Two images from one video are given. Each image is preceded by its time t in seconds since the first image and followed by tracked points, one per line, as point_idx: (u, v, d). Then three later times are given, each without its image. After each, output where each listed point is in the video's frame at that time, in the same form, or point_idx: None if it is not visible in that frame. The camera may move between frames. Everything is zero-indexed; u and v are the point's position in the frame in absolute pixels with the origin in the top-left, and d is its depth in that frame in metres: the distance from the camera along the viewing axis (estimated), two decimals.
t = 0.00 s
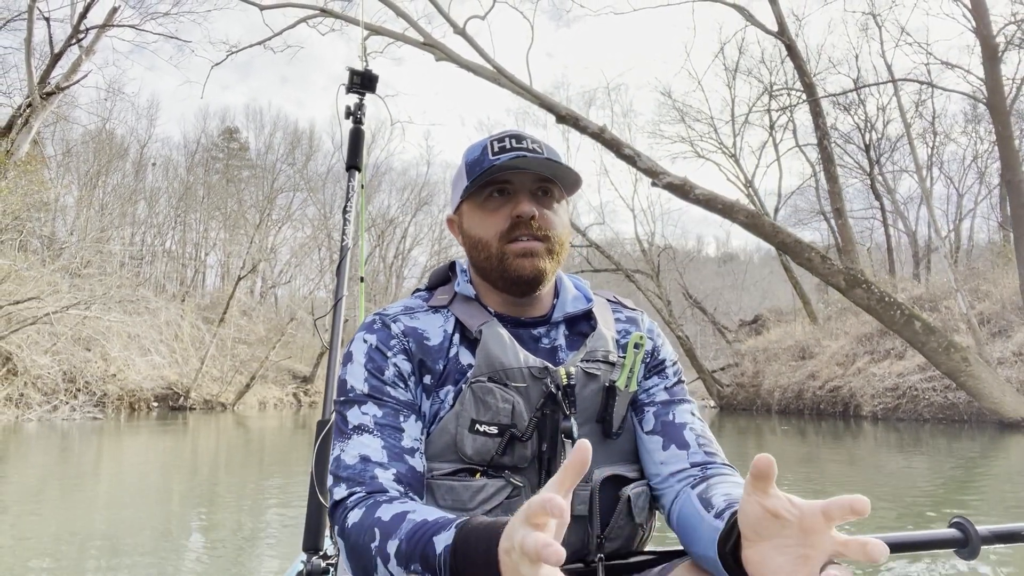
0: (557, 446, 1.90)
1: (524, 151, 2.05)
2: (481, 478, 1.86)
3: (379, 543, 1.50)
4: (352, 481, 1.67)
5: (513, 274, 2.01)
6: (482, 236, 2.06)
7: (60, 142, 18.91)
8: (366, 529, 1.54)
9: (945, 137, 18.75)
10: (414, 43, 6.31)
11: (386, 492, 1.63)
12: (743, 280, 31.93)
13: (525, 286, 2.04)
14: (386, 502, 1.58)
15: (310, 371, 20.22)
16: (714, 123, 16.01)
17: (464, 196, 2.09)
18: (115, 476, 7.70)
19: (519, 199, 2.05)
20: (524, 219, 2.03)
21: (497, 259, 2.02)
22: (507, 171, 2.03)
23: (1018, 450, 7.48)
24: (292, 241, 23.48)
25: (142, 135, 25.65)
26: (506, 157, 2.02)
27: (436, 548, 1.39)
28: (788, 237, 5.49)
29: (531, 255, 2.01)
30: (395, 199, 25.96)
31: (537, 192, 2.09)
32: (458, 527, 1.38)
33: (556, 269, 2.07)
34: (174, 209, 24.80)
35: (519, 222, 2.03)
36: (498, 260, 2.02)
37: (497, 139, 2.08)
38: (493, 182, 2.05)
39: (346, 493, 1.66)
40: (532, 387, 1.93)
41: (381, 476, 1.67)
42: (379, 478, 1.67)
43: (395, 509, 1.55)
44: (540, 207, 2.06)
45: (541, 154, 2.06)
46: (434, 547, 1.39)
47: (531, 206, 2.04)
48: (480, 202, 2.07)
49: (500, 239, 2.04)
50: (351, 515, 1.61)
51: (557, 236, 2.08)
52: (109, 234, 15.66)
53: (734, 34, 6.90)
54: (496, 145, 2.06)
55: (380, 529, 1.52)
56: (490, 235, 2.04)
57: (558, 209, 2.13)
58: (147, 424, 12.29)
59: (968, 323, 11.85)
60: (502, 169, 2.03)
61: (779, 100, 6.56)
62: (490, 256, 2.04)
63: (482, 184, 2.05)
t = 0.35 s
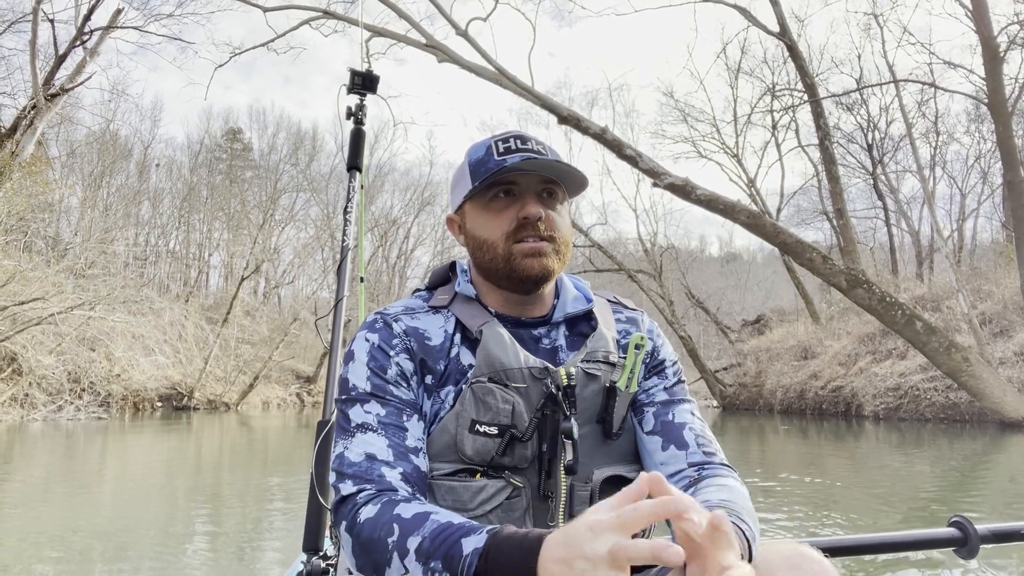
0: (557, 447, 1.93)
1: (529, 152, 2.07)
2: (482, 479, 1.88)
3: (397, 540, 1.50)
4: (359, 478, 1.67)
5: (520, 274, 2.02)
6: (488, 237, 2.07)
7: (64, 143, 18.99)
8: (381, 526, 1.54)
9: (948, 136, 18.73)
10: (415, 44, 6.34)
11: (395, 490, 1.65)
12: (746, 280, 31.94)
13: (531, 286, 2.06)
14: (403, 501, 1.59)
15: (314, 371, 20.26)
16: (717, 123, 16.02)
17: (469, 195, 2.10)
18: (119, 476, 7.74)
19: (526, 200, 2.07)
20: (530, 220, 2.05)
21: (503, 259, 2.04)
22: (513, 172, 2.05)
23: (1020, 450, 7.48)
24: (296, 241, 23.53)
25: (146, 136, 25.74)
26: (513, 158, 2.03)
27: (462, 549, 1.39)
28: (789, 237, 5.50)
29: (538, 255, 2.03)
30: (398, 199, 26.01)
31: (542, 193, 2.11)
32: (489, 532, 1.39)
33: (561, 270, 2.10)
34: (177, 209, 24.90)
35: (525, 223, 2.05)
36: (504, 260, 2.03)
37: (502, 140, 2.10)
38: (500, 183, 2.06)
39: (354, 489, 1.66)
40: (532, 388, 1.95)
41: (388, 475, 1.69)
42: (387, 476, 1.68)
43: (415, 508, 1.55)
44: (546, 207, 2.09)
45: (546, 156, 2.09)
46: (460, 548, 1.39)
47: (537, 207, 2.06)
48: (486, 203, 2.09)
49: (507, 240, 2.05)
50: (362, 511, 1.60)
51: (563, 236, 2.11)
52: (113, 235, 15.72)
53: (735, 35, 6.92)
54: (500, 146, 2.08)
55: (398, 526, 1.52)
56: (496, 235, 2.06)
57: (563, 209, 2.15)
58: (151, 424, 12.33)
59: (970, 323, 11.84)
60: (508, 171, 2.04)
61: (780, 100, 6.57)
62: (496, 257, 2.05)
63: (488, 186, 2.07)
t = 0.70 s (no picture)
0: (556, 447, 1.95)
1: (538, 153, 2.09)
2: (481, 478, 1.90)
3: (399, 538, 1.53)
4: (359, 480, 1.71)
5: (534, 275, 2.05)
6: (500, 237, 2.08)
7: (68, 144, 19.05)
8: (381, 527, 1.58)
9: (951, 136, 18.71)
10: (418, 45, 6.36)
11: (396, 492, 1.68)
12: (749, 279, 31.93)
13: (544, 287, 2.09)
14: (407, 502, 1.62)
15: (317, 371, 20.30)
16: (719, 123, 16.02)
17: (480, 195, 2.10)
18: (123, 475, 7.78)
19: (538, 201, 2.09)
20: (543, 222, 2.08)
21: (518, 258, 2.05)
22: (526, 173, 2.06)
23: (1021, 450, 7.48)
24: (299, 241, 23.57)
25: (150, 137, 25.80)
26: (526, 159, 2.05)
27: (467, 549, 1.44)
28: (791, 238, 5.50)
29: (552, 256, 2.06)
30: (400, 199, 26.04)
31: (550, 194, 2.14)
32: (494, 532, 1.46)
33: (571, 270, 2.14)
34: (181, 209, 24.95)
35: (538, 224, 2.08)
36: (519, 261, 2.05)
37: (509, 140, 2.11)
38: (512, 183, 2.07)
39: (354, 491, 1.69)
40: (532, 388, 1.97)
41: (388, 476, 1.71)
42: (387, 478, 1.71)
43: (417, 508, 1.59)
44: (556, 208, 2.12)
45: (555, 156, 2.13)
46: (465, 548, 1.44)
47: (549, 208, 2.09)
48: (496, 203, 2.09)
49: (521, 241, 2.07)
50: (364, 513, 1.64)
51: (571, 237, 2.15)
52: (117, 236, 15.77)
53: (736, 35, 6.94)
54: (509, 146, 2.09)
55: (401, 525, 1.56)
56: (510, 236, 2.07)
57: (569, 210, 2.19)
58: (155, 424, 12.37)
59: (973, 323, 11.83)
60: (522, 171, 2.06)
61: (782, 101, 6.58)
62: (509, 257, 2.06)
63: (500, 186, 2.07)
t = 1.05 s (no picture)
0: (557, 446, 1.97)
1: (516, 154, 2.09)
2: (481, 477, 1.93)
3: (383, 541, 1.56)
4: (355, 480, 1.73)
5: (499, 278, 2.08)
6: (475, 238, 2.13)
7: (73, 145, 19.11)
8: (370, 528, 1.60)
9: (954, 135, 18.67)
10: (420, 47, 6.39)
11: (390, 490, 1.70)
12: (753, 278, 31.91)
13: (513, 289, 2.11)
14: (392, 501, 1.64)
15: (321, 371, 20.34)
16: (722, 123, 16.02)
17: (462, 196, 2.17)
18: (128, 476, 7.80)
19: (511, 203, 2.10)
20: (513, 223, 2.08)
21: (487, 261, 2.10)
22: (498, 175, 2.09)
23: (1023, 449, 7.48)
24: (302, 242, 23.62)
25: (154, 138, 25.89)
26: (497, 161, 2.07)
27: (438, 548, 1.43)
28: (792, 237, 5.50)
29: (518, 260, 2.07)
30: (403, 199, 26.08)
31: (529, 194, 2.11)
32: (461, 528, 1.43)
33: (547, 274, 2.12)
34: (185, 210, 25.02)
35: (508, 227, 2.09)
36: (488, 263, 2.09)
37: (494, 140, 2.13)
38: (488, 185, 2.11)
39: (350, 491, 1.72)
40: (533, 386, 1.99)
41: (385, 475, 1.73)
42: (384, 477, 1.73)
43: (400, 508, 1.60)
44: (531, 210, 2.10)
45: (537, 158, 2.10)
46: (437, 547, 1.44)
47: (520, 211, 2.08)
48: (476, 205, 2.15)
49: (492, 243, 2.10)
50: (355, 512, 1.67)
51: (550, 240, 2.12)
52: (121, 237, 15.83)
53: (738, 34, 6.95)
54: (492, 147, 2.11)
55: (384, 527, 1.58)
56: (482, 238, 2.11)
57: (555, 210, 2.14)
58: (160, 424, 12.41)
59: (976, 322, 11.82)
60: (494, 174, 2.09)
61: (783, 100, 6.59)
62: (482, 260, 2.11)
63: (476, 188, 2.12)
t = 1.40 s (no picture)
0: (557, 446, 1.99)
1: (498, 152, 2.12)
2: (481, 477, 1.94)
3: (382, 542, 1.58)
4: (356, 480, 1.75)
5: (467, 273, 2.14)
6: (457, 234, 2.21)
7: (78, 146, 19.16)
8: (370, 528, 1.62)
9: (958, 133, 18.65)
10: (423, 48, 6.41)
11: (391, 491, 1.72)
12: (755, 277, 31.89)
13: (480, 285, 2.14)
14: (392, 501, 1.66)
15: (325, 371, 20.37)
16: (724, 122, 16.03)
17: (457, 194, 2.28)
18: (133, 476, 7.81)
19: (483, 200, 2.15)
20: (483, 220, 2.13)
21: (461, 256, 2.17)
22: (477, 172, 2.16)
23: None
24: (305, 242, 23.66)
25: (157, 138, 25.95)
26: (476, 158, 2.14)
27: (438, 549, 1.45)
28: (794, 237, 5.51)
29: (481, 255, 2.11)
30: (406, 199, 26.12)
31: (507, 193, 2.14)
32: (460, 529, 1.45)
33: (516, 273, 2.11)
34: (189, 210, 25.07)
35: (479, 224, 2.14)
36: (461, 257, 2.16)
37: (487, 141, 2.20)
38: (471, 182, 2.19)
39: (351, 491, 1.74)
40: (533, 387, 2.01)
41: (385, 476, 1.75)
42: (384, 477, 1.75)
43: (400, 509, 1.62)
44: (503, 207, 2.13)
45: (517, 157, 2.11)
46: (437, 548, 1.46)
47: (491, 207, 2.13)
48: (464, 202, 2.24)
49: (465, 237, 2.18)
50: (356, 513, 1.69)
51: (521, 239, 2.13)
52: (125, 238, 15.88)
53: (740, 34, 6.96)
54: (483, 147, 2.18)
55: (384, 528, 1.60)
56: (459, 233, 2.19)
57: (533, 209, 2.14)
58: (165, 424, 12.43)
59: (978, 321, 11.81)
60: (474, 171, 2.16)
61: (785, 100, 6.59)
62: (459, 255, 2.18)
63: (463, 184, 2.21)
